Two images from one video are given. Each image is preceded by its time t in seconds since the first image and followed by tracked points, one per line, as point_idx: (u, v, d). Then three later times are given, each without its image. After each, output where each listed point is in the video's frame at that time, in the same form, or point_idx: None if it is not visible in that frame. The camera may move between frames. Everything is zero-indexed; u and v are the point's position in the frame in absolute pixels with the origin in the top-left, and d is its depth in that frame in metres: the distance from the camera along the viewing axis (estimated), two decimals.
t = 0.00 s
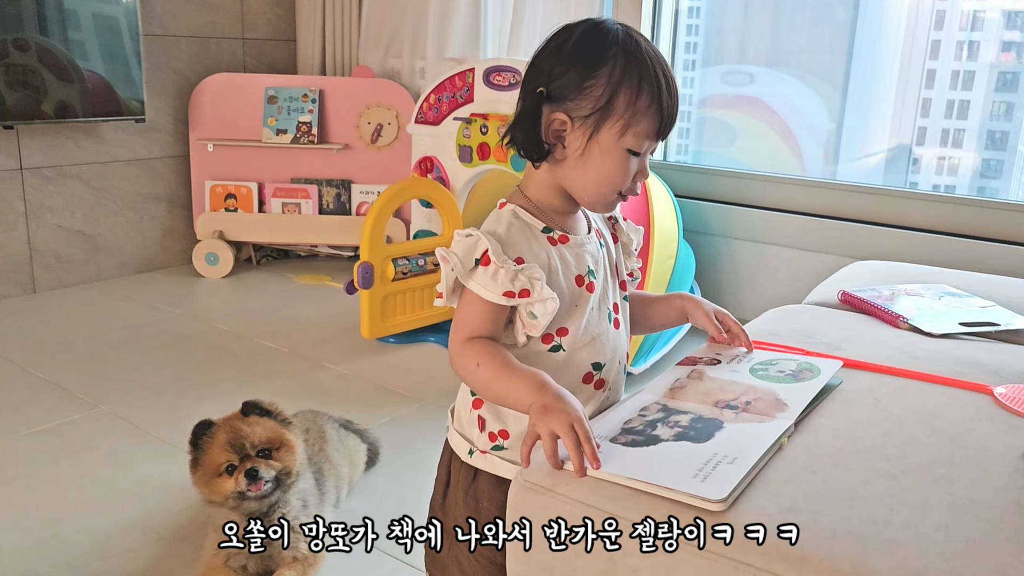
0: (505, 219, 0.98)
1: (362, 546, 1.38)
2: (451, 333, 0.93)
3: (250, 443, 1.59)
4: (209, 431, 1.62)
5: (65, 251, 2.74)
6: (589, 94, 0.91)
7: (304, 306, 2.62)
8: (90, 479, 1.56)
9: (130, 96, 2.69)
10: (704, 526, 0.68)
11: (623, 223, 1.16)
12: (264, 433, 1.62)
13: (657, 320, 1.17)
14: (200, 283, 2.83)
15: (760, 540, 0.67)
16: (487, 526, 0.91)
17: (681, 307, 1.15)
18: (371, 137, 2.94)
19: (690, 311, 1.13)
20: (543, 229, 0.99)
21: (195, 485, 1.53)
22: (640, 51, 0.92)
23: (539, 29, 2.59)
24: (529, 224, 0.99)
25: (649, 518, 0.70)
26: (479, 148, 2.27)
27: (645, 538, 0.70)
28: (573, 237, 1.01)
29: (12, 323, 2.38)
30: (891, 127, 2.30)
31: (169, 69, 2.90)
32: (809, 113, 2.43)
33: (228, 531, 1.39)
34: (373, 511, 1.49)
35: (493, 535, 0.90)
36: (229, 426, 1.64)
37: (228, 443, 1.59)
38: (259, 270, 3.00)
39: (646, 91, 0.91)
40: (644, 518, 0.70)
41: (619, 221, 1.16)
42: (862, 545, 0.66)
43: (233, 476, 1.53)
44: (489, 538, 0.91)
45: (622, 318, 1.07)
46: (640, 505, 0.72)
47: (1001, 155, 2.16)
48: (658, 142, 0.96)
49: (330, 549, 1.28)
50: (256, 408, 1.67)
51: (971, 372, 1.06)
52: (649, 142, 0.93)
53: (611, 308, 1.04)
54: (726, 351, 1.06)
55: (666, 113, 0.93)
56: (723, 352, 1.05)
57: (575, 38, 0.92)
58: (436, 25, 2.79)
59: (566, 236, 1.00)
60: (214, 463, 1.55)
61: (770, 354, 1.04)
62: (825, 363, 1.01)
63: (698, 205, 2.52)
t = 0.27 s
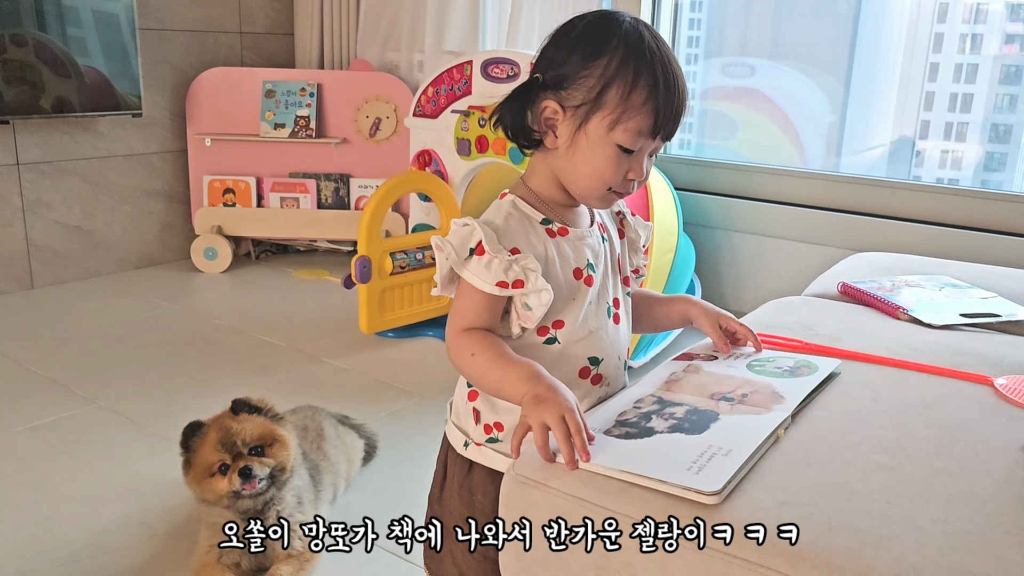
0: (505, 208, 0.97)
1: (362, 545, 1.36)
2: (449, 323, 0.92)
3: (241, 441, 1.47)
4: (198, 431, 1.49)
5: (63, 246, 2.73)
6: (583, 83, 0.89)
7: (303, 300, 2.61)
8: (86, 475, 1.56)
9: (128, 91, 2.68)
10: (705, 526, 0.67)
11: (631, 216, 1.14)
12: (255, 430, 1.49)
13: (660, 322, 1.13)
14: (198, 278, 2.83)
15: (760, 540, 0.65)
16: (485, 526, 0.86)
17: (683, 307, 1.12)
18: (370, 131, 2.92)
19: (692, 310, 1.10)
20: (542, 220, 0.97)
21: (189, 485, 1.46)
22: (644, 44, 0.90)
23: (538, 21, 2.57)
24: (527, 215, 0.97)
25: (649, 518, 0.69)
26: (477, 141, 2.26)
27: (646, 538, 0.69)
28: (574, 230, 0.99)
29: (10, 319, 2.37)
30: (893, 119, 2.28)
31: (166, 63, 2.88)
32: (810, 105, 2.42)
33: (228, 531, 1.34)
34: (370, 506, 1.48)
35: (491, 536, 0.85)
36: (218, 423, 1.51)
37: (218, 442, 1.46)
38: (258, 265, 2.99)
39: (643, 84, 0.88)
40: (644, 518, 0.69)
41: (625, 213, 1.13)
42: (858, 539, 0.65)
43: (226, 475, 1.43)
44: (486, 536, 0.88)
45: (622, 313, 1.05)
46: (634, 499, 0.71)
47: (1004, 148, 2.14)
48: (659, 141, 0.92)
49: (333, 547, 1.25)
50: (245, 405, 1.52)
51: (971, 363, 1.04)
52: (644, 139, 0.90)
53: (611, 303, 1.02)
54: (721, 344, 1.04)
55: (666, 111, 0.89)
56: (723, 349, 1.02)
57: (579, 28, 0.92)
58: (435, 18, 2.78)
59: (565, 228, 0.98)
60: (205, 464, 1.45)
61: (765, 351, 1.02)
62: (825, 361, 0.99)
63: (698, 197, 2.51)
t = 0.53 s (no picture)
0: (513, 204, 0.97)
1: (361, 545, 1.36)
2: (456, 320, 0.92)
3: (245, 438, 1.49)
4: (203, 431, 1.52)
5: (70, 243, 2.74)
6: (594, 80, 0.90)
7: (308, 296, 2.61)
8: (94, 470, 1.57)
9: (132, 87, 2.69)
10: (704, 526, 0.67)
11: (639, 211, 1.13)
12: (258, 426, 1.51)
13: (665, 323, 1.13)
14: (204, 275, 2.83)
15: (760, 540, 0.65)
16: (488, 525, 0.91)
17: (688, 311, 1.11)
18: (374, 127, 2.93)
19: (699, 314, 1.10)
20: (550, 217, 0.97)
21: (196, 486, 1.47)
22: (657, 44, 0.89)
23: (542, 16, 2.57)
24: (536, 211, 0.97)
25: (649, 518, 0.70)
26: (482, 136, 2.25)
27: (646, 538, 0.70)
28: (583, 227, 0.99)
29: (17, 316, 2.38)
30: (899, 113, 2.28)
31: (170, 59, 2.89)
32: (815, 98, 2.41)
33: (228, 532, 1.34)
34: (377, 500, 1.49)
35: (494, 534, 0.91)
36: (221, 423, 1.53)
37: (222, 440, 1.48)
38: (263, 261, 2.99)
39: (653, 85, 0.88)
40: (645, 518, 0.70)
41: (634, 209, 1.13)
42: (863, 532, 0.65)
43: (232, 472, 1.44)
44: (488, 539, 0.92)
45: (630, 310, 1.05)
46: (640, 493, 0.71)
47: (1011, 142, 2.13)
48: (668, 143, 0.91)
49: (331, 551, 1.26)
50: (246, 401, 1.55)
51: (977, 356, 1.04)
52: (653, 140, 0.90)
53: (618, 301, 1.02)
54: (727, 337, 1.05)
55: (676, 113, 0.89)
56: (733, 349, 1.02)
57: (593, 24, 0.92)
58: (439, 13, 2.78)
59: (574, 225, 0.98)
60: (211, 462, 1.47)
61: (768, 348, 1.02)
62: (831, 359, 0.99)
63: (703, 192, 2.50)
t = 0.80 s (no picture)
0: (522, 197, 0.97)
1: (361, 545, 1.35)
2: (467, 314, 0.92)
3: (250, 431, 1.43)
4: (205, 428, 1.45)
5: (77, 238, 2.75)
6: (601, 72, 0.90)
7: (315, 290, 2.62)
8: (104, 462, 1.58)
9: (138, 82, 2.69)
10: (704, 526, 0.68)
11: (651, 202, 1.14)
12: (263, 418, 1.45)
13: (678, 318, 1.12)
14: (211, 268, 2.84)
15: (760, 540, 0.66)
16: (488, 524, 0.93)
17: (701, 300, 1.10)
18: (379, 121, 2.93)
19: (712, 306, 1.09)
20: (559, 211, 0.98)
21: (204, 482, 1.42)
22: (666, 38, 0.89)
23: (546, 9, 2.56)
24: (545, 205, 0.97)
25: (648, 518, 0.70)
26: (488, 129, 2.26)
27: (646, 538, 0.71)
28: (590, 220, 0.99)
29: (25, 310, 2.39)
30: (905, 105, 2.27)
31: (176, 54, 2.89)
32: (820, 91, 2.41)
33: (228, 531, 1.33)
34: (386, 492, 1.49)
35: (494, 534, 0.93)
36: (224, 417, 1.47)
37: (227, 435, 1.43)
38: (269, 255, 3.00)
39: (661, 80, 0.87)
40: (644, 518, 0.71)
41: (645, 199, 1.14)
42: (876, 520, 0.66)
43: (241, 466, 1.40)
44: (489, 538, 0.94)
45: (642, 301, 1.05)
46: (651, 482, 0.72)
47: (1017, 134, 2.13)
48: (675, 137, 0.91)
49: (330, 550, 1.26)
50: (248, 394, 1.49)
51: (986, 346, 1.04)
52: (659, 135, 0.89)
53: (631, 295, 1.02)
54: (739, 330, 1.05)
55: (684, 108, 0.89)
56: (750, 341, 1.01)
57: (604, 15, 0.92)
58: (443, 7, 2.78)
59: (582, 219, 0.98)
60: (218, 459, 1.41)
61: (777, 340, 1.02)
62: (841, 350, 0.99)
63: (709, 184, 2.50)
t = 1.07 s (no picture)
0: (521, 194, 0.96)
1: (360, 545, 1.34)
2: (459, 310, 0.91)
3: (252, 430, 1.40)
4: (207, 426, 1.41)
5: (82, 237, 2.75)
6: (598, 67, 0.89)
7: (319, 288, 2.62)
8: (108, 460, 1.57)
9: (143, 82, 2.69)
10: (704, 526, 0.67)
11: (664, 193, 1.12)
12: (264, 418, 1.41)
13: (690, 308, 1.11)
14: (215, 267, 2.84)
15: (760, 540, 0.65)
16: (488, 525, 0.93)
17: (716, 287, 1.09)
18: (383, 119, 2.92)
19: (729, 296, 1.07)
20: (558, 207, 0.97)
21: (205, 480, 1.39)
22: (665, 33, 0.87)
23: (550, 6, 2.55)
24: (543, 201, 0.96)
25: (649, 518, 0.70)
26: (492, 126, 2.25)
27: (645, 538, 0.71)
28: (592, 217, 0.98)
29: (30, 308, 2.40)
30: (910, 102, 2.26)
31: (180, 53, 2.89)
32: (825, 88, 2.39)
33: (229, 531, 1.32)
34: (389, 490, 1.49)
35: (494, 534, 0.93)
36: (226, 414, 1.43)
37: (229, 434, 1.39)
38: (274, 254, 3.00)
39: (656, 75, 0.86)
40: (644, 518, 0.70)
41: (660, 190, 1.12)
42: (885, 516, 0.65)
43: (242, 465, 1.37)
44: (489, 538, 0.94)
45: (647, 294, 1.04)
46: (656, 478, 0.71)
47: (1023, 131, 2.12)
48: (673, 135, 0.89)
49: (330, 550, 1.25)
50: (251, 394, 1.44)
51: (996, 342, 1.03)
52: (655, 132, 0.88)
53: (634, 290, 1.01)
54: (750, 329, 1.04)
55: (680, 104, 0.87)
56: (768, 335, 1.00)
57: (605, 8, 0.91)
58: (447, 5, 2.77)
59: (582, 215, 0.97)
60: (218, 458, 1.38)
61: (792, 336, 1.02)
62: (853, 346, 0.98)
63: (714, 181, 2.49)
